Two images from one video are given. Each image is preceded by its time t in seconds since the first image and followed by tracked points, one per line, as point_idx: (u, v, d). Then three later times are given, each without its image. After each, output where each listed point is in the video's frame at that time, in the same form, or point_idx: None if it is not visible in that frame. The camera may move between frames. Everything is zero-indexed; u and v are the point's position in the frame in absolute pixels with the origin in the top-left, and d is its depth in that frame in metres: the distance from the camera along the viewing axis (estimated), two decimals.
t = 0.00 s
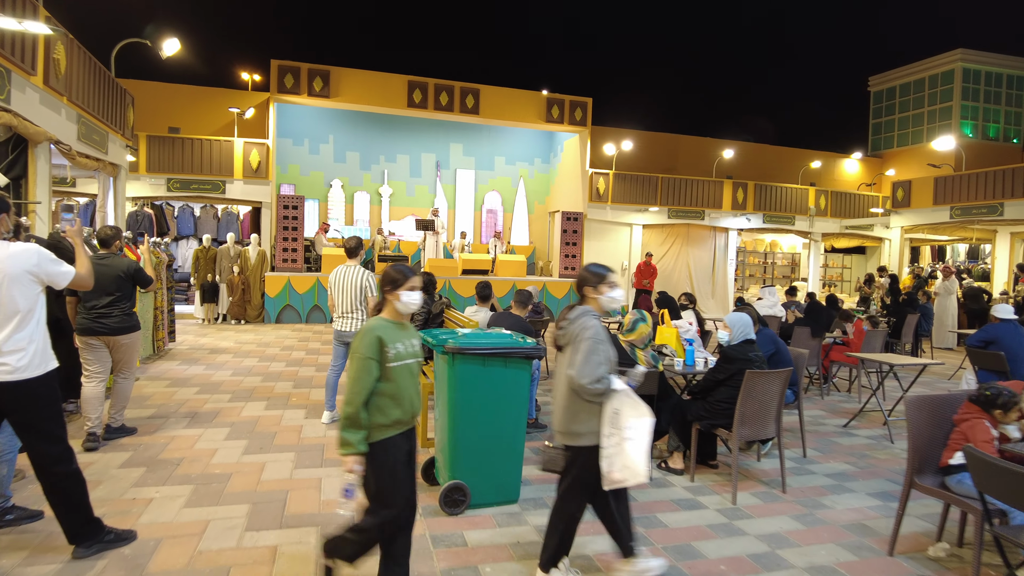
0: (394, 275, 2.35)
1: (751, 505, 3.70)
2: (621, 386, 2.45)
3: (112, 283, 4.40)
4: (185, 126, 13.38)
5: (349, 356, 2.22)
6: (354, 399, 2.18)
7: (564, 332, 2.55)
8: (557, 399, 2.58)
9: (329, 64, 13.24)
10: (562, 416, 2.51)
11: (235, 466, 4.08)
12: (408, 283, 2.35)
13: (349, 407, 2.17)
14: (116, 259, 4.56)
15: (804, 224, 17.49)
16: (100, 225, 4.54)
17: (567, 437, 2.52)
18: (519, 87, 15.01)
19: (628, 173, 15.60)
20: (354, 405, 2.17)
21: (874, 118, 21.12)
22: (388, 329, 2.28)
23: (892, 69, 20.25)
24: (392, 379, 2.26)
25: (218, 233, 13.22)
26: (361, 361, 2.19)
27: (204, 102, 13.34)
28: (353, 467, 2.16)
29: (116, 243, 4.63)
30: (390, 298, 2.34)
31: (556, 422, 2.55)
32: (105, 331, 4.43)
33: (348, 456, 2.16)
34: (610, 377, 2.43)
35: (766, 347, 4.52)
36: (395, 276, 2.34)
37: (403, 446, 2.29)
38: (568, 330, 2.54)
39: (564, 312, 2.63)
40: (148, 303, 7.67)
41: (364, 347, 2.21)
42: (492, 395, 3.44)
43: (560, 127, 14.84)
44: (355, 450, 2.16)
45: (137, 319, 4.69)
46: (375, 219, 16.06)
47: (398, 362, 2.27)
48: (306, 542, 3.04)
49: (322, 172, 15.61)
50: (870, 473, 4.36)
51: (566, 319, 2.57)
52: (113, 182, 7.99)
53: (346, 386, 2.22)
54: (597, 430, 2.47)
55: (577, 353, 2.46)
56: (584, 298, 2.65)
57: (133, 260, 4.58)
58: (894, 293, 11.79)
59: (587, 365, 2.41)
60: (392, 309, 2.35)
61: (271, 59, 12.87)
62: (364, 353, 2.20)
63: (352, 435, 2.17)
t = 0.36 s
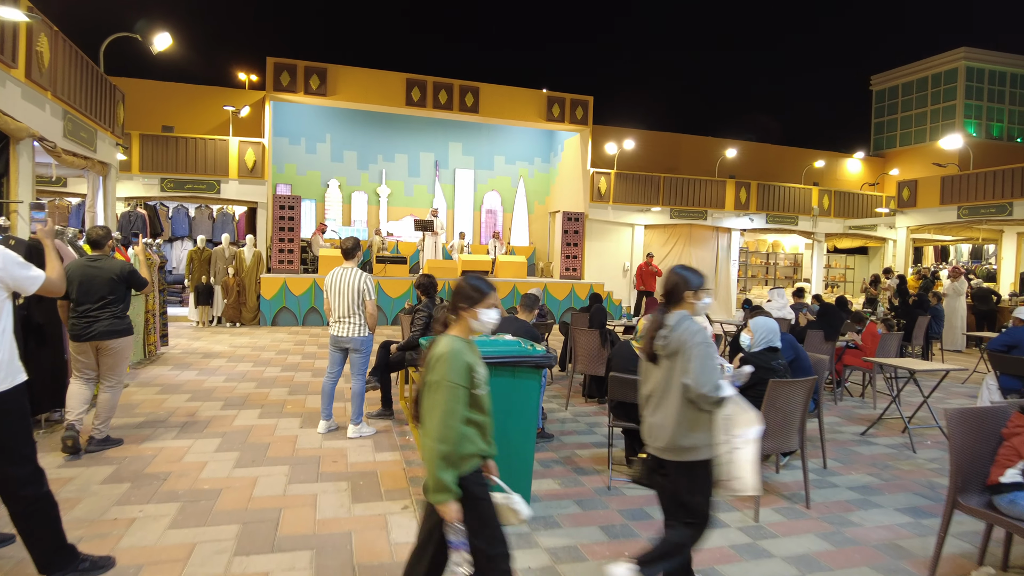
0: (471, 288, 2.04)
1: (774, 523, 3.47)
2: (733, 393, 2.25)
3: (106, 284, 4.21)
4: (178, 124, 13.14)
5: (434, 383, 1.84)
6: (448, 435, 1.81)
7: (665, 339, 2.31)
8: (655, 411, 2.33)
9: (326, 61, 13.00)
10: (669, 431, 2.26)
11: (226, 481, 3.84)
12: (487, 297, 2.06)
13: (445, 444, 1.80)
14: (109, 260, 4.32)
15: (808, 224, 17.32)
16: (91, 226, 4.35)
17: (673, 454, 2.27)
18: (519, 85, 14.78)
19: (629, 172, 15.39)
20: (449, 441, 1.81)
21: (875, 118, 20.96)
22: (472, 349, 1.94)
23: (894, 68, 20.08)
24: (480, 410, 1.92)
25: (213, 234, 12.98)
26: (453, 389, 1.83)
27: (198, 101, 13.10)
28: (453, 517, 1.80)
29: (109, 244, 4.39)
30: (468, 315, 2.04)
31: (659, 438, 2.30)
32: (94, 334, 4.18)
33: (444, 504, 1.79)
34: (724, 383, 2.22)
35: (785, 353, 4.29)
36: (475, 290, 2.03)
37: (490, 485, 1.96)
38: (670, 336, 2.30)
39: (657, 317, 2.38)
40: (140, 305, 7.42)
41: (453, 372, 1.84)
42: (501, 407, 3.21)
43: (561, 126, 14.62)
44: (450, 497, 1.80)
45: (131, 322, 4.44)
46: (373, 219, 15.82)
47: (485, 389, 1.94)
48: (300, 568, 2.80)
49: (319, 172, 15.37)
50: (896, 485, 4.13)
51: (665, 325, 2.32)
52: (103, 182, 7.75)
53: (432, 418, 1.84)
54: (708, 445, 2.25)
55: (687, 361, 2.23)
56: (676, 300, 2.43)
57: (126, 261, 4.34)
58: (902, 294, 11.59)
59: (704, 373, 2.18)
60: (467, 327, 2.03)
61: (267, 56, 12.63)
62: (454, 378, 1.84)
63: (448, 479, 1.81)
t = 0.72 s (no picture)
0: (580, 295, 1.86)
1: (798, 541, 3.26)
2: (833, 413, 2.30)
3: (90, 286, 4.03)
4: (173, 124, 12.93)
5: (562, 407, 1.67)
6: (585, 461, 1.67)
7: (770, 358, 2.27)
8: (752, 429, 2.30)
9: (325, 61, 12.80)
10: (772, 452, 2.24)
11: (217, 496, 3.63)
12: (596, 303, 1.90)
13: (583, 474, 1.66)
14: (94, 262, 4.11)
15: (812, 226, 17.16)
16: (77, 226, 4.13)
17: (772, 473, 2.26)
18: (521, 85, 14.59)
19: (632, 173, 15.19)
20: (587, 468, 1.67)
21: (879, 118, 20.77)
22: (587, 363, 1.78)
23: (898, 68, 19.90)
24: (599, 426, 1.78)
25: (210, 235, 12.78)
26: (584, 411, 1.68)
27: (195, 101, 12.91)
28: (598, 550, 1.68)
29: (95, 245, 4.20)
30: (578, 324, 1.86)
31: (756, 457, 2.28)
32: (77, 338, 3.99)
33: (589, 538, 1.67)
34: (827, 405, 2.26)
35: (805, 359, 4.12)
36: (585, 297, 1.86)
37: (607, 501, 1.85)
38: (776, 355, 2.26)
39: (757, 333, 2.33)
40: (132, 309, 7.21)
41: (582, 391, 1.69)
42: (511, 419, 3.01)
43: (563, 127, 14.42)
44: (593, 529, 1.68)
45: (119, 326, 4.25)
46: (372, 221, 15.63)
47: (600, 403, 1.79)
48: None
49: (318, 173, 15.18)
50: (922, 499, 3.92)
51: (770, 343, 2.28)
52: (96, 182, 7.54)
53: (564, 445, 1.68)
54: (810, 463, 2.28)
55: (796, 382, 2.21)
56: (774, 315, 2.39)
57: (113, 263, 4.14)
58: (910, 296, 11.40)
59: (813, 397, 2.18)
60: (575, 337, 1.87)
61: (265, 55, 12.43)
62: (583, 400, 1.68)
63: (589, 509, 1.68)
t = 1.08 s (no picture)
0: (707, 310, 1.78)
1: (830, 561, 3.05)
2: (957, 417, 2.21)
3: (63, 289, 3.78)
4: (170, 122, 12.71)
5: (716, 429, 1.60)
6: (740, 484, 1.61)
7: (899, 363, 2.13)
8: (881, 437, 2.16)
9: (324, 59, 12.60)
10: (904, 460, 2.12)
11: (210, 512, 3.42)
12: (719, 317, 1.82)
13: (737, 498, 1.60)
14: (71, 263, 3.87)
15: (816, 227, 17.00)
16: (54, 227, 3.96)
17: (903, 482, 2.16)
18: (523, 83, 14.39)
19: (635, 173, 15.00)
20: (743, 492, 1.60)
21: (883, 119, 20.60)
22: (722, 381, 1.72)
23: (902, 69, 19.73)
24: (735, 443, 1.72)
25: (207, 236, 12.58)
26: (735, 432, 1.62)
27: (191, 99, 12.70)
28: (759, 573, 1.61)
29: (74, 248, 4.02)
30: (706, 341, 1.77)
31: (886, 465, 2.15)
32: (49, 344, 3.75)
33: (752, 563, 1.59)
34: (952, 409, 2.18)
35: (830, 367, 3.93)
36: (715, 313, 1.78)
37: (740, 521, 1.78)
38: (905, 359, 2.13)
39: (878, 335, 2.18)
40: (125, 311, 6.98)
41: (730, 411, 1.63)
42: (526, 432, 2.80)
43: (565, 126, 14.23)
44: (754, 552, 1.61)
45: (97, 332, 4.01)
46: (372, 221, 15.43)
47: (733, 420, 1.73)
48: None
49: (317, 173, 14.96)
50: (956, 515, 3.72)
51: (898, 346, 2.15)
52: (88, 181, 7.33)
53: (718, 469, 1.60)
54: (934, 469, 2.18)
55: (930, 387, 2.12)
56: (893, 317, 2.27)
57: (90, 265, 3.91)
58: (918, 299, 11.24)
59: (947, 401, 2.12)
60: (701, 354, 1.79)
61: (263, 53, 12.23)
62: (734, 420, 1.63)
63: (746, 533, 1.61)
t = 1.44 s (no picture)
0: (831, 303, 1.72)
1: None
2: None
3: (37, 292, 3.56)
4: (167, 120, 12.48)
5: (867, 426, 1.54)
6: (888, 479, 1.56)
7: (1008, 370, 2.07)
8: (987, 446, 2.10)
9: (324, 56, 12.39)
10: (1013, 469, 2.07)
11: (206, 528, 3.21)
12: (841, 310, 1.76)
13: (889, 493, 1.54)
14: (49, 263, 3.65)
15: (822, 228, 16.79)
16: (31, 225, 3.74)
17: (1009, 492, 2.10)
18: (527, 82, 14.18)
19: (640, 173, 14.79)
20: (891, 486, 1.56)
21: (887, 120, 20.42)
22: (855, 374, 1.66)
23: (907, 69, 19.53)
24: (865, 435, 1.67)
25: (205, 236, 12.38)
26: (883, 426, 1.56)
27: (189, 97, 12.48)
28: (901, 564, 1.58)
29: (54, 247, 3.80)
30: (833, 334, 1.70)
31: (992, 474, 2.10)
32: (23, 350, 3.54)
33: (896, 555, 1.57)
34: None
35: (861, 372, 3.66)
36: (839, 305, 1.72)
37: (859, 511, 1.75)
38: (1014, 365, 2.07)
39: (980, 344, 2.13)
40: (120, 313, 6.76)
41: (876, 406, 1.57)
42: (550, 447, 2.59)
43: (569, 125, 14.03)
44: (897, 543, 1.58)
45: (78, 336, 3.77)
46: (372, 222, 15.23)
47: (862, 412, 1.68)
48: None
49: (317, 172, 14.75)
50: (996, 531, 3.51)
51: (1006, 354, 2.10)
52: (82, 178, 7.10)
53: (868, 465, 1.54)
54: None
55: None
56: (995, 326, 2.21)
57: (69, 266, 3.68)
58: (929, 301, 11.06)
59: None
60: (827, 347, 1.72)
61: (262, 50, 12.02)
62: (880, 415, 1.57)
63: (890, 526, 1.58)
